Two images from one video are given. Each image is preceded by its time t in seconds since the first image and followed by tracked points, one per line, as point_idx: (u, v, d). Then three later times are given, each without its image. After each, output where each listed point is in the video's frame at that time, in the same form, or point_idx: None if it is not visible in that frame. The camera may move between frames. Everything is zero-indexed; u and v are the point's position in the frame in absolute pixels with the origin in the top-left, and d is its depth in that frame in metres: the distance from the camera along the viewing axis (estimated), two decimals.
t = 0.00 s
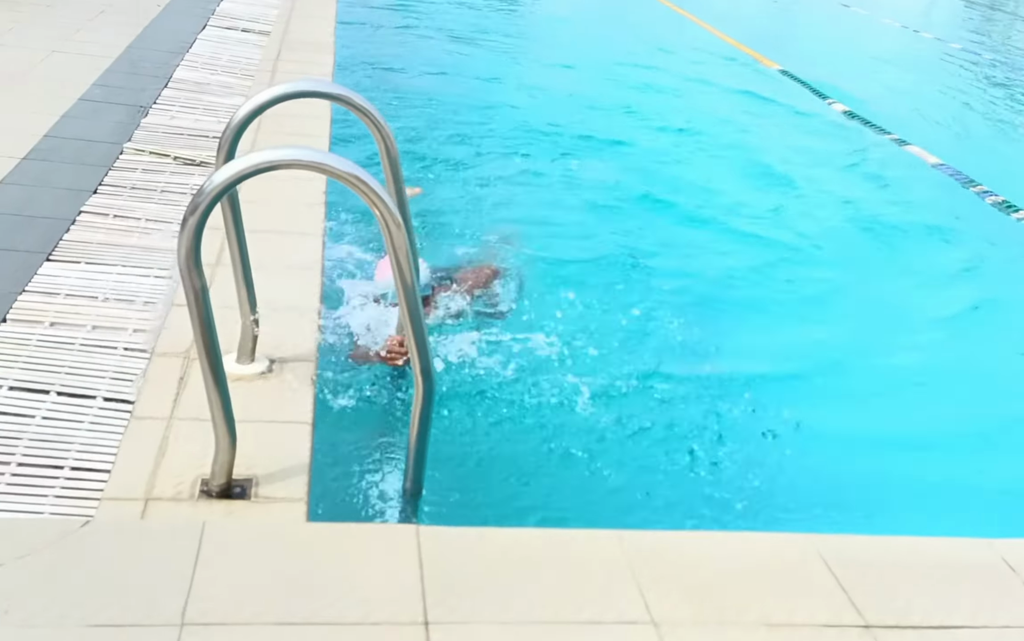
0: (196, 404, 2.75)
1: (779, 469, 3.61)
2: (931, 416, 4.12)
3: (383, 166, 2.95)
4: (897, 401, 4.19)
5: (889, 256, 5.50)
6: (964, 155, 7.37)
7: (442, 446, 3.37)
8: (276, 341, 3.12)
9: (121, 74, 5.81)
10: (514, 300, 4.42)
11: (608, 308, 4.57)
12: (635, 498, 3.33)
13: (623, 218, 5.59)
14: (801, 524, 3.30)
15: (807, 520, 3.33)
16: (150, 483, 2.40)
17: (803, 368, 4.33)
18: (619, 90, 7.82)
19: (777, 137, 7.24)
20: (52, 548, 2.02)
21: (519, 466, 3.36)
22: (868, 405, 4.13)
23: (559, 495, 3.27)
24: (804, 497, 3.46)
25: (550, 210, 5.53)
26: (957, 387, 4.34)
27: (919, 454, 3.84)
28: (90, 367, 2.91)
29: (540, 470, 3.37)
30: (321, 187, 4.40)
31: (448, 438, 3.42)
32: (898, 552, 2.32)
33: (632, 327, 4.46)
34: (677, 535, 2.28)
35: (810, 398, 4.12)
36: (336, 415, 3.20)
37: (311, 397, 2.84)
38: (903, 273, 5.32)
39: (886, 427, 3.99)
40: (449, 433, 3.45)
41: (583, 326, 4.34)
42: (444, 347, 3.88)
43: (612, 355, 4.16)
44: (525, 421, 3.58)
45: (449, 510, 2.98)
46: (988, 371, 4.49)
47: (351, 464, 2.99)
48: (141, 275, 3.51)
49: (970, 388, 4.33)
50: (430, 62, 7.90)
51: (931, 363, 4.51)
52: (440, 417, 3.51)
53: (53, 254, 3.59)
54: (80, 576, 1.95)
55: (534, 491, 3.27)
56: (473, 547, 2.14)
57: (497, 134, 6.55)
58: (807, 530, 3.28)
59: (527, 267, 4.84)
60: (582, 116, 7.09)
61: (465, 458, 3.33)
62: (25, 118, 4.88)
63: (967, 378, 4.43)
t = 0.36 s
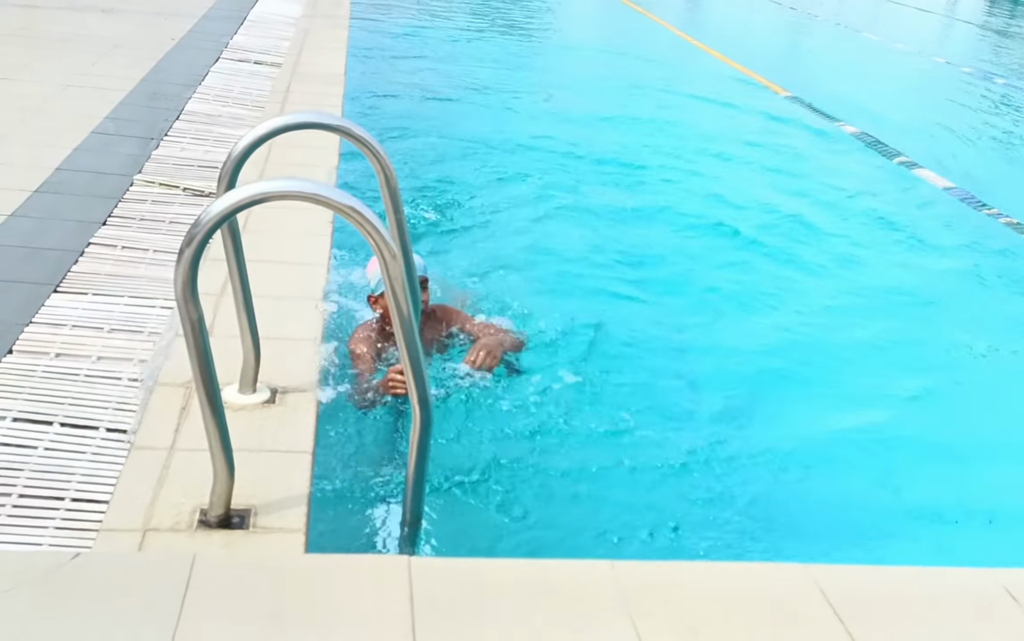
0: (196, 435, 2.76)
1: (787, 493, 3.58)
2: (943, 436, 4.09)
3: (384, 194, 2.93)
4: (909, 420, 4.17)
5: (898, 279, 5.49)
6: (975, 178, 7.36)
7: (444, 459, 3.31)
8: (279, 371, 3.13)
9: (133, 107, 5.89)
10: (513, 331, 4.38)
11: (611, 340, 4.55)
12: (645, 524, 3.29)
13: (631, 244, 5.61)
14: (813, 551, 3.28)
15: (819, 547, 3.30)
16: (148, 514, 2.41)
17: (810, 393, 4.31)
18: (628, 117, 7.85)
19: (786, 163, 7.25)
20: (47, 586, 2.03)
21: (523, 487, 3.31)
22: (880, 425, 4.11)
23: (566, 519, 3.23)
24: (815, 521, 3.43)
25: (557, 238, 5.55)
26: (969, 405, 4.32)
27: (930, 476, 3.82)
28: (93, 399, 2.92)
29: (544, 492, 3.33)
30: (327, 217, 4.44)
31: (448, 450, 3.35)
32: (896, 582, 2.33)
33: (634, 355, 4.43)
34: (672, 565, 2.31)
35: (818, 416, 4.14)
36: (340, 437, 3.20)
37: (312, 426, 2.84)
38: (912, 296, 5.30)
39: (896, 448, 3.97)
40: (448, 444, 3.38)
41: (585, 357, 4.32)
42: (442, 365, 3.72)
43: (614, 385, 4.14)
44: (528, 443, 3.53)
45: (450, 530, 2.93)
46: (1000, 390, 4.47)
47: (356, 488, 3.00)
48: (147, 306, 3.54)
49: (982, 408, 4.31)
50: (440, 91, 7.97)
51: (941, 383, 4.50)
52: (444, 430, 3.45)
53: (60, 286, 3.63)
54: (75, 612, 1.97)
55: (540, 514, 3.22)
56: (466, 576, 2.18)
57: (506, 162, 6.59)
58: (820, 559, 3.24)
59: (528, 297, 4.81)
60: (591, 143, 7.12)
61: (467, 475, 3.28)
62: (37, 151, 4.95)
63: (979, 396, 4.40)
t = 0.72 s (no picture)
0: (196, 436, 2.76)
1: (788, 490, 3.57)
2: (944, 431, 4.09)
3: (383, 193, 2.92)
4: (911, 417, 4.16)
5: (899, 277, 5.48)
6: (974, 176, 7.35)
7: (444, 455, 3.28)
8: (278, 371, 3.14)
9: (132, 110, 5.89)
10: (509, 334, 4.36)
11: (610, 339, 4.54)
12: (652, 524, 3.29)
13: (629, 243, 5.60)
14: (820, 547, 3.28)
15: (826, 544, 3.30)
16: (150, 514, 2.41)
17: (810, 390, 4.30)
18: (628, 117, 7.86)
19: (786, 162, 7.25)
20: (47, 586, 2.03)
21: (525, 484, 3.31)
22: (880, 422, 4.11)
23: (570, 518, 3.23)
24: (820, 517, 3.43)
25: (556, 238, 5.54)
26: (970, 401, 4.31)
27: (931, 471, 3.82)
28: (92, 399, 2.93)
29: (547, 492, 3.32)
30: (326, 218, 4.44)
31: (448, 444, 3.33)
32: (896, 576, 2.33)
33: (631, 354, 4.42)
34: (671, 559, 2.31)
35: (817, 412, 4.13)
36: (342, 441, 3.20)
37: (312, 427, 2.84)
38: (912, 294, 5.30)
39: (896, 444, 3.97)
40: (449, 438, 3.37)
41: (582, 357, 4.30)
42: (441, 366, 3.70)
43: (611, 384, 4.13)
44: (529, 441, 3.52)
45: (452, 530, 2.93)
46: (1001, 385, 4.47)
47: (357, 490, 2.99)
48: (147, 306, 3.54)
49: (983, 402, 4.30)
50: (440, 91, 7.97)
51: (941, 378, 4.50)
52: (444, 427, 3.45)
53: (59, 287, 3.63)
54: (75, 611, 1.97)
55: (544, 514, 3.21)
56: (466, 573, 2.18)
57: (505, 161, 6.59)
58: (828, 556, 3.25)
59: (526, 296, 4.80)
60: (590, 143, 7.12)
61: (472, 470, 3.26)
62: (37, 154, 4.96)
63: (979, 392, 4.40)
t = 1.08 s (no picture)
0: (201, 435, 2.77)
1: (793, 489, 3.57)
2: (947, 430, 4.09)
3: (385, 192, 2.92)
4: (913, 417, 4.17)
5: (900, 276, 5.49)
6: (976, 176, 7.35)
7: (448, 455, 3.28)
8: (282, 371, 3.14)
9: (135, 110, 5.90)
10: (511, 339, 4.38)
11: (613, 340, 4.54)
12: (660, 523, 3.30)
13: (631, 243, 5.61)
14: (828, 546, 3.29)
15: (835, 543, 3.31)
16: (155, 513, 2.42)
17: (812, 390, 4.31)
18: (630, 117, 7.86)
19: (788, 162, 7.25)
20: (53, 584, 2.04)
21: (531, 485, 3.31)
22: (882, 422, 4.11)
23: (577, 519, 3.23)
24: (827, 516, 3.44)
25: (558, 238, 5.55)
26: (973, 400, 4.31)
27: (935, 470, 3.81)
28: (97, 399, 2.93)
29: (553, 492, 3.33)
30: (329, 218, 4.45)
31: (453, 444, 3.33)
32: (898, 574, 2.34)
33: (634, 355, 4.43)
34: (675, 558, 2.32)
35: (819, 412, 4.13)
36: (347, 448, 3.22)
37: (316, 427, 2.84)
38: (914, 293, 5.30)
39: (901, 444, 3.97)
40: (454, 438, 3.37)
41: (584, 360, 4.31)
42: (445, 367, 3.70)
43: (614, 387, 4.13)
44: (533, 445, 3.53)
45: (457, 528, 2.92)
46: (1003, 383, 4.47)
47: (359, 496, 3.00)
48: (150, 307, 3.55)
49: (985, 400, 4.31)
50: (442, 92, 7.98)
51: (943, 377, 4.51)
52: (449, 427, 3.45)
53: (63, 287, 3.64)
54: (81, 609, 1.98)
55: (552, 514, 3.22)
56: (471, 571, 2.19)
57: (507, 162, 6.59)
58: (838, 555, 3.25)
59: (528, 298, 4.80)
60: (592, 143, 7.12)
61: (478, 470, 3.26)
62: (41, 154, 4.96)
63: (981, 391, 4.40)
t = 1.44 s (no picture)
0: (204, 436, 2.77)
1: (798, 491, 3.57)
2: (950, 433, 4.09)
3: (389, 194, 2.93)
4: (917, 420, 4.16)
5: (903, 277, 5.48)
6: (980, 179, 7.34)
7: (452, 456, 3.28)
8: (285, 372, 3.15)
9: (138, 111, 5.91)
10: (514, 341, 4.39)
11: (616, 343, 4.54)
12: (665, 525, 3.30)
13: (634, 244, 5.61)
14: (834, 547, 3.28)
15: (840, 544, 3.30)
16: (159, 513, 2.42)
17: (817, 392, 4.30)
18: (633, 119, 7.86)
19: (791, 163, 7.25)
20: (57, 584, 2.05)
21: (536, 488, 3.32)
22: (886, 424, 4.10)
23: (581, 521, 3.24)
24: (834, 519, 3.43)
25: (561, 239, 5.55)
26: (977, 403, 4.30)
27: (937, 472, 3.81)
28: (101, 400, 2.94)
29: (558, 495, 3.33)
30: (332, 220, 4.45)
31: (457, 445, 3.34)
32: (901, 576, 2.34)
33: (637, 357, 4.43)
34: (678, 560, 2.32)
35: (823, 413, 4.14)
36: (349, 448, 3.23)
37: (319, 428, 2.85)
38: (917, 294, 5.30)
39: (907, 446, 3.96)
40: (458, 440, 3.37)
41: (588, 363, 4.31)
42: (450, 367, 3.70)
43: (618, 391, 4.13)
44: (539, 447, 3.54)
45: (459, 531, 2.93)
46: (1007, 386, 4.46)
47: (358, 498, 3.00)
48: (154, 308, 3.55)
49: (987, 402, 4.31)
50: (445, 93, 7.98)
51: (948, 379, 4.50)
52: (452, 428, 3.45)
53: (67, 288, 3.65)
54: (86, 609, 1.98)
55: (556, 517, 3.23)
56: (475, 572, 2.19)
57: (510, 164, 6.59)
58: (845, 557, 3.25)
59: (532, 300, 4.80)
60: (594, 145, 7.13)
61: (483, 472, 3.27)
62: (44, 156, 4.97)
63: (986, 393, 4.39)
